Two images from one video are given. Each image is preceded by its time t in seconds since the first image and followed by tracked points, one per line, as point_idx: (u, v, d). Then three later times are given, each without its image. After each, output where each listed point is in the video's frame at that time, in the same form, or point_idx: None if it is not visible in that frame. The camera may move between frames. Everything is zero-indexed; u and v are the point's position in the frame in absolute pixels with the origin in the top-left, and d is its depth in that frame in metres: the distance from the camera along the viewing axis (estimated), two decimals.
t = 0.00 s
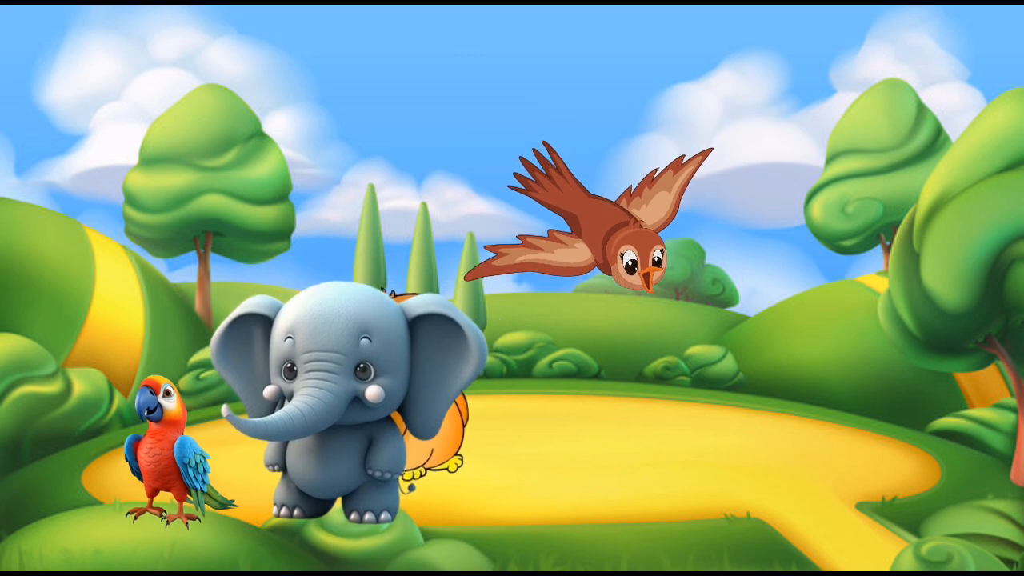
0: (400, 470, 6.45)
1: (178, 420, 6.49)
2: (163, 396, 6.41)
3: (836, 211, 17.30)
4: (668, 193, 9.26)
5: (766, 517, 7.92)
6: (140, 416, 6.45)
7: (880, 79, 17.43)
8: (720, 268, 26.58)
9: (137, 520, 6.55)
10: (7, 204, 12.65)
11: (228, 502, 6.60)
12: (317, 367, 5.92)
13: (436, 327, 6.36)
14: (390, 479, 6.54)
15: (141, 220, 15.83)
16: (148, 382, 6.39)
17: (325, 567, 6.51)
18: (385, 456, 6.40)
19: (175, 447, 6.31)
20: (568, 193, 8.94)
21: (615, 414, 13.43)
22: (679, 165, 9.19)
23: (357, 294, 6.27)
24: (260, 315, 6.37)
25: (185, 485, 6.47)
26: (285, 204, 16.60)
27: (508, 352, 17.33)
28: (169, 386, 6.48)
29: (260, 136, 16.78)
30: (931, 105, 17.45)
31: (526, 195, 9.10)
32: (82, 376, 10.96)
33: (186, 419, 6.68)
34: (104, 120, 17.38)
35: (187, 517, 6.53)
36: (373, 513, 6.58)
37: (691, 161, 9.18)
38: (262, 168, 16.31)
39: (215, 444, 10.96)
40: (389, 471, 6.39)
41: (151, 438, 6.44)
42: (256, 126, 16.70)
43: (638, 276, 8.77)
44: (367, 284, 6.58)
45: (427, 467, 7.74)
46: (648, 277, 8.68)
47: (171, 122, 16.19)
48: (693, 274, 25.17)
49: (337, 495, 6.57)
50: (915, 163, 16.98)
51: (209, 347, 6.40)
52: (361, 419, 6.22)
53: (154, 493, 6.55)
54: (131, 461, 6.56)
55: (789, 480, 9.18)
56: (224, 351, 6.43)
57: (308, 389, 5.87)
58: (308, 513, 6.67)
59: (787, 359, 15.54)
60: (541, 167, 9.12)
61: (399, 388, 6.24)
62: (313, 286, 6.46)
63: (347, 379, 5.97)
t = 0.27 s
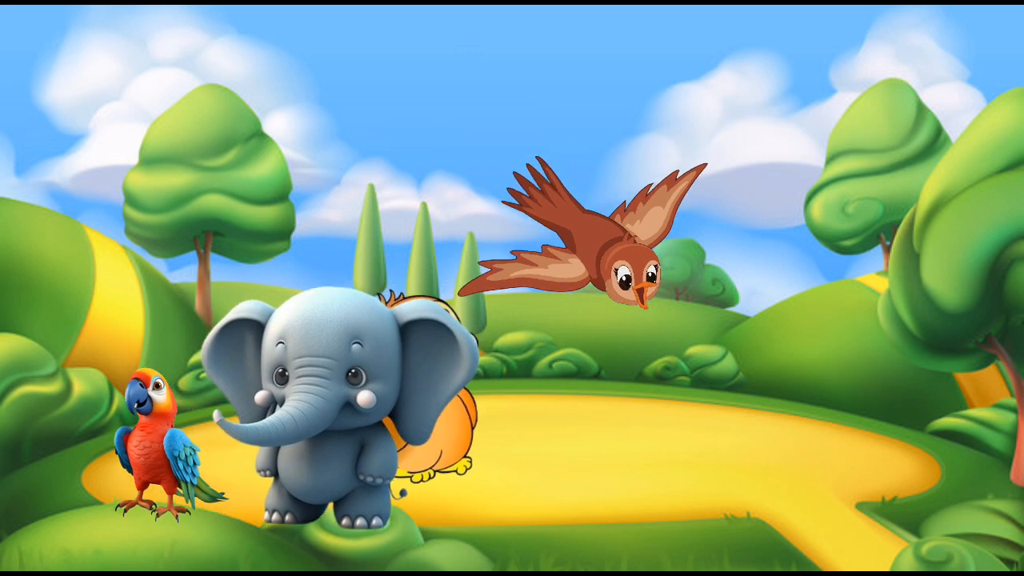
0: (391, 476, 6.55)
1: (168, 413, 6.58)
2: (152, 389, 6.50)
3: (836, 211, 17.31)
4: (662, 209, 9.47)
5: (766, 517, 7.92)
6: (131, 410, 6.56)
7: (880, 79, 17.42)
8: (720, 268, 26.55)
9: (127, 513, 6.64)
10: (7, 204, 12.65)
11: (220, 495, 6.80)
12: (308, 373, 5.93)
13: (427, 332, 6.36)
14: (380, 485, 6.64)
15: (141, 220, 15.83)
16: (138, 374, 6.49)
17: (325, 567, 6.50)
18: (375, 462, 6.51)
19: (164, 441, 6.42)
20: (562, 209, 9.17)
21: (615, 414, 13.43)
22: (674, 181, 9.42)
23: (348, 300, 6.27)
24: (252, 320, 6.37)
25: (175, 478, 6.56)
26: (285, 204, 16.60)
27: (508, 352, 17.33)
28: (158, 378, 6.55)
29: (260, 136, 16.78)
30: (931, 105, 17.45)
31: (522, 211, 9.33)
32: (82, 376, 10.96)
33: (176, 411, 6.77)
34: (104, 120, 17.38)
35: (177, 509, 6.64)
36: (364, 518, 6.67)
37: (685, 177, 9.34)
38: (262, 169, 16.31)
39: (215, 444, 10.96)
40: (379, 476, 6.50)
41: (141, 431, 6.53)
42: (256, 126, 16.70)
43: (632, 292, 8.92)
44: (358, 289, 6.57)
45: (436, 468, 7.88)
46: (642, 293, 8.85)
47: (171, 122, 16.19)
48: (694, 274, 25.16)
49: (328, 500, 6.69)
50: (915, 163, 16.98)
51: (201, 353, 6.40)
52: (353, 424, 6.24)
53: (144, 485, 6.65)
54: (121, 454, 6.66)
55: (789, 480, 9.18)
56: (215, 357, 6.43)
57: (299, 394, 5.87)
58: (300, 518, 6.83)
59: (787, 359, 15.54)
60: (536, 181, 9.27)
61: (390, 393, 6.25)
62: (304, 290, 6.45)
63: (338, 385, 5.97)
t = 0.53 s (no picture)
0: (382, 481, 6.50)
1: (158, 406, 6.93)
2: (143, 382, 6.82)
3: (836, 211, 17.31)
4: (656, 225, 9.84)
5: (766, 517, 7.92)
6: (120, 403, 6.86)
7: (880, 79, 17.42)
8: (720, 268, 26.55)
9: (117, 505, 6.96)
10: (7, 204, 12.65)
11: (209, 488, 7.66)
12: (299, 378, 5.93)
13: (419, 337, 6.35)
14: (372, 490, 6.60)
15: (141, 220, 15.83)
16: (129, 369, 6.77)
17: (325, 567, 6.47)
18: (367, 466, 6.45)
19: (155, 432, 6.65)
20: (558, 227, 9.54)
21: (615, 414, 13.43)
22: (667, 198, 9.82)
23: (340, 305, 6.27)
24: (243, 326, 6.37)
25: (165, 470, 6.93)
26: (285, 204, 16.60)
27: (508, 352, 17.33)
28: (148, 372, 6.88)
29: (260, 136, 16.78)
30: (931, 104, 17.44)
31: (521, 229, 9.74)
32: (82, 376, 10.96)
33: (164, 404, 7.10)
34: (105, 120, 17.37)
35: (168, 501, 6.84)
36: (355, 523, 6.64)
37: (678, 195, 9.77)
38: (262, 169, 16.31)
39: (215, 444, 10.96)
40: (371, 481, 6.45)
41: (132, 423, 6.87)
42: (256, 126, 16.70)
43: (626, 306, 9.19)
44: (350, 294, 6.58)
45: (444, 471, 7.96)
46: (636, 307, 9.11)
47: (171, 122, 16.19)
48: (694, 274, 25.16)
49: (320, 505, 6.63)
50: (915, 163, 16.98)
51: (192, 359, 6.38)
52: (345, 429, 6.23)
53: (134, 477, 7.00)
54: (111, 446, 6.97)
55: (789, 480, 9.18)
56: (206, 362, 6.42)
57: (290, 399, 5.87)
58: (292, 523, 6.77)
59: (787, 359, 15.54)
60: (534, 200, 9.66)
61: (382, 399, 6.25)
62: (296, 296, 6.46)
63: (330, 390, 5.97)
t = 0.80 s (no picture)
0: (374, 487, 6.46)
1: (147, 399, 7.15)
2: (132, 375, 7.04)
3: (836, 211, 17.31)
4: (649, 239, 9.30)
5: (766, 517, 7.92)
6: (111, 395, 7.12)
7: (880, 79, 17.41)
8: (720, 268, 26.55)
9: (109, 494, 7.32)
10: (7, 204, 12.65)
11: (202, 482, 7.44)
12: (291, 383, 5.92)
13: (410, 343, 6.35)
14: (364, 495, 6.55)
15: (141, 220, 15.83)
16: (119, 361, 7.01)
17: (325, 567, 6.44)
18: (358, 472, 6.42)
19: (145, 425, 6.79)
20: (551, 240, 8.92)
21: (616, 414, 13.43)
22: (661, 212, 9.24)
23: (331, 310, 6.27)
24: (235, 331, 6.36)
25: (154, 463, 7.18)
26: (285, 204, 16.60)
27: (508, 352, 17.33)
28: (138, 364, 7.11)
29: (260, 136, 16.78)
30: (931, 104, 17.44)
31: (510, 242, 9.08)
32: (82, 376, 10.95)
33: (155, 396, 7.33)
34: (104, 120, 17.37)
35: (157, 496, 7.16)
36: (347, 529, 6.56)
37: (672, 208, 9.20)
38: (262, 169, 16.31)
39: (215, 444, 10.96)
40: (362, 486, 6.40)
41: (122, 416, 7.13)
42: (257, 126, 16.69)
43: (620, 322, 8.70)
44: (342, 300, 6.58)
45: (453, 473, 8.03)
46: (631, 323, 8.64)
47: (171, 122, 16.19)
48: (694, 274, 25.16)
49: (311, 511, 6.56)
50: (915, 163, 16.98)
51: (183, 364, 6.36)
52: (336, 435, 6.22)
53: (123, 469, 7.24)
54: (101, 438, 7.20)
55: (789, 480, 9.18)
56: (198, 368, 6.39)
57: (282, 405, 5.86)
58: (284, 529, 6.62)
59: (787, 359, 15.54)
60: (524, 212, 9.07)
61: (373, 404, 6.24)
62: (287, 302, 6.46)
63: (322, 395, 5.97)
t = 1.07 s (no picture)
0: (365, 491, 6.35)
1: (137, 391, 7.79)
2: (121, 368, 7.72)
3: (836, 211, 17.32)
4: (644, 255, 8.23)
5: (766, 517, 7.92)
6: (102, 389, 7.73)
7: (880, 79, 17.41)
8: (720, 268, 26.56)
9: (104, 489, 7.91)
10: (7, 204, 12.66)
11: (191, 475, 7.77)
12: (282, 389, 5.91)
13: (402, 348, 6.35)
14: (356, 500, 6.42)
15: (142, 220, 15.85)
16: (109, 355, 7.71)
17: (325, 567, 6.41)
18: (351, 477, 6.29)
19: (135, 419, 7.15)
20: (544, 255, 8.00)
21: (616, 414, 13.44)
22: (655, 227, 8.25)
23: (323, 316, 6.27)
24: (226, 336, 6.35)
25: (142, 454, 7.77)
26: (285, 204, 16.60)
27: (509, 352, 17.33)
28: (127, 359, 7.79)
29: (260, 136, 16.78)
30: (931, 105, 17.45)
31: (502, 257, 8.13)
32: (82, 376, 10.95)
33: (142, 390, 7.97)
34: (104, 120, 17.39)
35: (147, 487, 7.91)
36: (338, 534, 6.42)
37: (667, 223, 8.25)
38: (262, 169, 16.32)
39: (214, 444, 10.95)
40: (355, 492, 6.30)
41: (111, 409, 7.71)
42: (257, 126, 16.70)
43: (614, 339, 7.80)
44: (333, 305, 6.57)
45: (468, 476, 7.89)
46: (625, 340, 7.73)
47: (171, 122, 16.20)
48: (694, 274, 25.16)
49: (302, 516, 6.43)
50: (915, 163, 16.98)
51: (175, 369, 6.35)
52: (327, 441, 6.20)
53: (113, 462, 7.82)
54: (91, 431, 7.80)
55: (789, 480, 9.18)
56: (189, 373, 6.38)
57: (273, 411, 5.85)
58: (275, 535, 6.47)
59: (787, 359, 15.54)
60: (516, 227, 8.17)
61: (365, 410, 6.23)
62: (279, 307, 6.45)
63: (312, 401, 5.95)
